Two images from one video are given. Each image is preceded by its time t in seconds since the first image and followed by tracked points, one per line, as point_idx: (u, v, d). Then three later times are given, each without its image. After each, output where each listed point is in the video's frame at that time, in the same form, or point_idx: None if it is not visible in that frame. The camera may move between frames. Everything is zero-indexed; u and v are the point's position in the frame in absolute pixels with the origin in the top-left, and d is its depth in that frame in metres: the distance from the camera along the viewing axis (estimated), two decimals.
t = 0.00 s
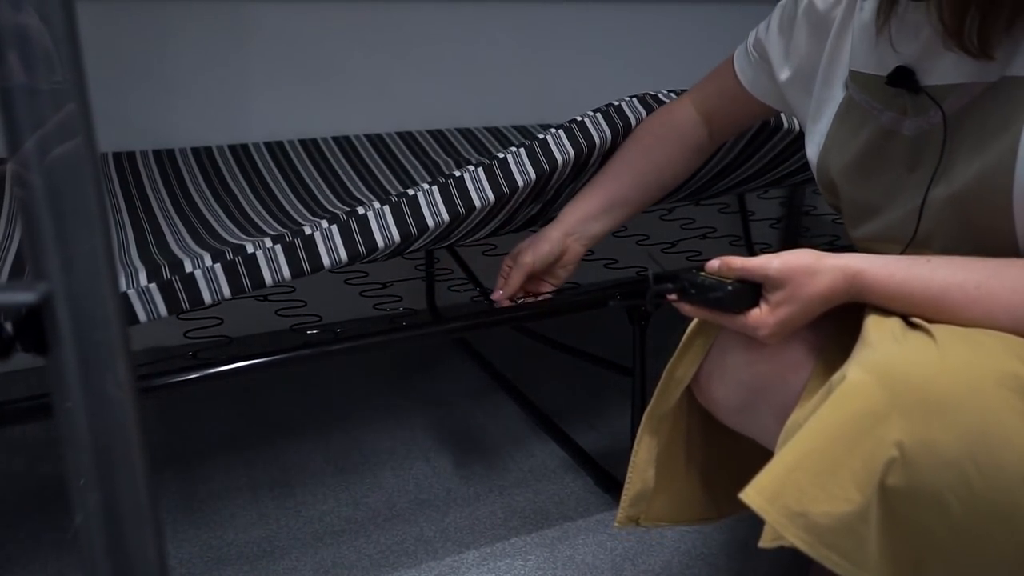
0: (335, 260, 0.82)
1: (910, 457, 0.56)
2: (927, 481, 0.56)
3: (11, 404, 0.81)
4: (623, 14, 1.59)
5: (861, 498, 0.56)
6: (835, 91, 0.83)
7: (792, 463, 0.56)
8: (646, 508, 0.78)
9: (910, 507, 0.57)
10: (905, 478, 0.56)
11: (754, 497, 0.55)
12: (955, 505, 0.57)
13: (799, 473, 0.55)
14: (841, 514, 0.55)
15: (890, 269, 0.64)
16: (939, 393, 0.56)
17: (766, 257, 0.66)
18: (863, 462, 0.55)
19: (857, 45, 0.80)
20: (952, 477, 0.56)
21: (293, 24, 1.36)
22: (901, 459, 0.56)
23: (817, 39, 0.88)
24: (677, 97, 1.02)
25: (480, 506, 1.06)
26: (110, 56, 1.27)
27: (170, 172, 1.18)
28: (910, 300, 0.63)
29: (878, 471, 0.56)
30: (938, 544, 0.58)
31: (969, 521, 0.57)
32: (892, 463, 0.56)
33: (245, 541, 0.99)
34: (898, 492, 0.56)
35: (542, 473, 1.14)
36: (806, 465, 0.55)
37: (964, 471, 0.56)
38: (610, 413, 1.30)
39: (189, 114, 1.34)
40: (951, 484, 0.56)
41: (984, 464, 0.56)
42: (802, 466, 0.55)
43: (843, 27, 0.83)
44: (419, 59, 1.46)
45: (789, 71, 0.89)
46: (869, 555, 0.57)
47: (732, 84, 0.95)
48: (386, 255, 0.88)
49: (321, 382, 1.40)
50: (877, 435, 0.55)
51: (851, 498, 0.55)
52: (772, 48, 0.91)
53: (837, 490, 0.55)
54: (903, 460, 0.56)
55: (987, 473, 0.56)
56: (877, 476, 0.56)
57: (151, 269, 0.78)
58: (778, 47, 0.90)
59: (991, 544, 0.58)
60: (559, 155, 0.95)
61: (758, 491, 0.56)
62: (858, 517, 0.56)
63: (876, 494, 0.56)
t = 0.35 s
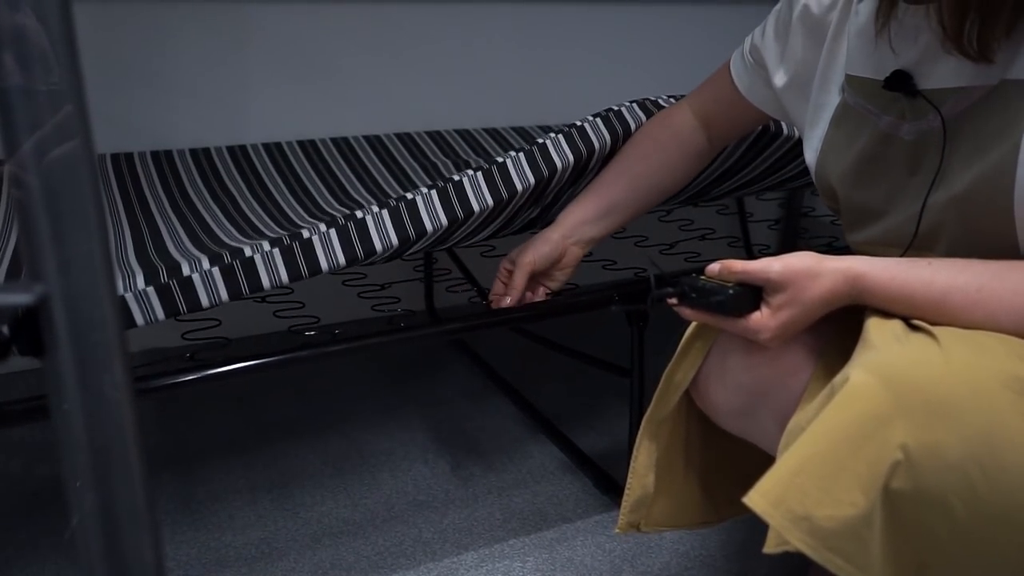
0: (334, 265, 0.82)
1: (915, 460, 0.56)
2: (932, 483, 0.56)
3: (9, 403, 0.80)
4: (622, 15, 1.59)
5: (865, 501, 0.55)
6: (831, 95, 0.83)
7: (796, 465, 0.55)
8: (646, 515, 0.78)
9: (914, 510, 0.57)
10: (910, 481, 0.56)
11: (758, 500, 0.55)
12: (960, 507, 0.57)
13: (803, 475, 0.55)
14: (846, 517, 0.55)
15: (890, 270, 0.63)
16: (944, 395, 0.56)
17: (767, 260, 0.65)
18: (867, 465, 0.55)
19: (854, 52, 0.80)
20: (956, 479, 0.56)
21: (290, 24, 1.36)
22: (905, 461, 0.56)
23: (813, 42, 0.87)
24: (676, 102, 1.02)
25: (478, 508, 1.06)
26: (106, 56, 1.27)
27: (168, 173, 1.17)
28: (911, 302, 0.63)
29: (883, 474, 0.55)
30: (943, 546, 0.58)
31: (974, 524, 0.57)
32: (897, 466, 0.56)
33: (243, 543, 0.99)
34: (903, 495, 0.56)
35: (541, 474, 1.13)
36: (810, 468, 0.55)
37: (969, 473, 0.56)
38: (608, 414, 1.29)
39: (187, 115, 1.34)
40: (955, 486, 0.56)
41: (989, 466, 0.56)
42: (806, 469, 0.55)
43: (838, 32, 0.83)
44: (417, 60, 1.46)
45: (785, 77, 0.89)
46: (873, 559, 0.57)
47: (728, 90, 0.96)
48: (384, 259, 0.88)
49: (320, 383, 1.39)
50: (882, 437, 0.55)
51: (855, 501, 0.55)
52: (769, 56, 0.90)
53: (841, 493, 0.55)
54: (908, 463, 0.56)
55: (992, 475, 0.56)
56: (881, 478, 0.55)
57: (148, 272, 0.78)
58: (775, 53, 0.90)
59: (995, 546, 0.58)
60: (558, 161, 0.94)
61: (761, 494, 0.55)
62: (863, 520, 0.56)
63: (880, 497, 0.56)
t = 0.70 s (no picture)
0: (332, 272, 0.83)
1: (903, 460, 0.56)
2: (920, 484, 0.56)
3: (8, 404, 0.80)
4: (621, 15, 1.59)
5: (854, 502, 0.55)
6: (829, 88, 0.83)
7: (785, 465, 0.55)
8: (639, 507, 0.78)
9: (904, 510, 0.57)
10: (898, 481, 0.56)
11: (747, 500, 0.55)
12: (948, 508, 0.57)
13: (792, 476, 0.55)
14: (835, 517, 0.55)
15: (883, 270, 0.64)
16: (933, 395, 0.56)
17: (761, 257, 0.65)
18: (855, 465, 0.55)
19: (852, 44, 0.80)
20: (945, 479, 0.56)
21: (290, 24, 1.36)
22: (893, 462, 0.56)
23: (815, 42, 0.87)
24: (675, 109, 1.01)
25: (477, 508, 1.06)
26: (105, 55, 1.27)
27: (167, 173, 1.18)
28: (904, 301, 0.63)
29: (872, 475, 0.55)
30: (932, 547, 0.58)
31: (962, 524, 0.57)
32: (885, 467, 0.56)
33: (242, 543, 0.99)
34: (892, 495, 0.56)
35: (540, 474, 1.13)
36: (799, 468, 0.55)
37: (958, 474, 0.56)
38: (607, 415, 1.29)
39: (187, 116, 1.34)
40: (944, 487, 0.56)
41: (978, 466, 0.56)
42: (796, 469, 0.55)
43: (838, 27, 0.83)
44: (416, 60, 1.46)
45: (789, 74, 0.89)
46: (862, 559, 0.57)
47: (728, 96, 0.95)
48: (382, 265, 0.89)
49: (318, 383, 1.39)
50: (870, 438, 0.55)
51: (844, 501, 0.55)
52: (773, 51, 0.90)
53: (830, 493, 0.55)
54: (896, 464, 0.56)
55: (981, 477, 0.56)
56: (870, 479, 0.55)
57: (147, 277, 0.78)
58: (778, 53, 0.90)
59: (985, 547, 0.58)
60: (558, 168, 0.95)
61: (750, 495, 0.55)
62: (851, 520, 0.56)
63: (869, 497, 0.56)
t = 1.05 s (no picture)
0: (331, 276, 0.82)
1: (909, 459, 0.56)
2: (926, 482, 0.56)
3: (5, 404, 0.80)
4: (620, 14, 1.59)
5: (859, 499, 0.55)
6: (829, 90, 0.83)
7: (791, 463, 0.55)
8: (639, 505, 0.78)
9: (909, 508, 0.57)
10: (904, 480, 0.56)
11: (753, 497, 0.55)
12: (954, 506, 0.57)
13: (798, 473, 0.55)
14: (840, 514, 0.55)
15: (886, 269, 0.63)
16: (940, 393, 0.56)
17: (764, 256, 0.66)
18: (862, 463, 0.55)
19: (851, 46, 0.80)
20: (951, 478, 0.56)
21: (288, 23, 1.36)
22: (900, 460, 0.56)
23: (812, 43, 0.87)
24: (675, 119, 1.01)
25: (476, 508, 1.06)
26: (103, 55, 1.27)
27: (165, 172, 1.17)
28: (908, 300, 0.63)
29: (877, 472, 0.55)
30: (938, 545, 0.58)
31: (968, 522, 0.57)
32: (891, 464, 0.56)
33: (241, 543, 0.99)
34: (898, 493, 0.57)
35: (539, 474, 1.13)
36: (805, 465, 0.55)
37: (964, 473, 0.56)
38: (607, 414, 1.29)
39: (185, 116, 1.34)
40: (951, 485, 0.56)
41: (984, 465, 0.56)
42: (802, 466, 0.55)
43: (836, 29, 0.83)
44: (415, 60, 1.46)
45: (786, 75, 0.89)
46: (867, 556, 0.57)
47: (728, 102, 0.95)
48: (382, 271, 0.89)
49: (317, 383, 1.39)
50: (877, 436, 0.55)
51: (850, 498, 0.55)
52: (770, 53, 0.90)
53: (836, 490, 0.55)
54: (903, 461, 0.56)
55: (988, 475, 0.56)
56: (875, 477, 0.56)
57: (146, 279, 0.78)
58: (775, 57, 0.90)
59: (991, 545, 0.58)
60: (559, 178, 0.96)
61: (756, 491, 0.55)
62: (857, 517, 0.56)
63: (874, 495, 0.56)
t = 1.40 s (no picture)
0: (334, 288, 0.82)
1: (910, 460, 0.56)
2: (927, 483, 0.56)
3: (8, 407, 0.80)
4: (622, 16, 1.59)
5: (860, 500, 0.55)
6: (833, 94, 0.83)
7: (792, 465, 0.55)
8: (643, 505, 0.78)
9: (909, 510, 0.57)
10: (904, 481, 0.56)
11: (753, 498, 0.55)
12: (955, 507, 0.57)
13: (799, 474, 0.55)
14: (840, 516, 0.55)
15: (890, 270, 0.63)
16: (942, 395, 0.56)
17: (767, 256, 0.66)
18: (863, 464, 0.55)
19: (854, 52, 0.80)
20: (951, 480, 0.56)
21: (291, 26, 1.36)
22: (900, 461, 0.56)
23: (818, 49, 0.87)
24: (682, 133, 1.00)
25: (478, 509, 1.06)
26: (107, 57, 1.27)
27: (168, 175, 1.18)
28: (911, 302, 0.63)
29: (878, 474, 0.55)
30: (938, 547, 0.59)
31: (969, 523, 0.57)
32: (892, 466, 0.56)
33: (243, 545, 0.99)
34: (897, 495, 0.57)
35: (542, 476, 1.13)
36: (806, 466, 0.55)
37: (965, 474, 0.56)
38: (609, 416, 1.29)
39: (188, 118, 1.35)
40: (951, 486, 0.56)
41: (984, 467, 0.56)
42: (803, 467, 0.55)
43: (840, 35, 0.83)
44: (418, 62, 1.46)
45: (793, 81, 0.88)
46: (867, 556, 0.57)
47: (733, 112, 0.94)
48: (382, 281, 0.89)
49: (320, 384, 1.40)
50: (878, 438, 0.55)
51: (851, 499, 0.55)
52: (776, 59, 0.90)
53: (836, 491, 0.55)
54: (903, 463, 0.56)
55: (988, 476, 0.56)
56: (876, 478, 0.55)
57: (149, 287, 0.78)
58: (781, 62, 0.90)
59: (991, 546, 0.58)
60: (564, 192, 0.96)
61: (757, 492, 0.55)
62: (858, 518, 0.56)
63: (874, 496, 0.56)
